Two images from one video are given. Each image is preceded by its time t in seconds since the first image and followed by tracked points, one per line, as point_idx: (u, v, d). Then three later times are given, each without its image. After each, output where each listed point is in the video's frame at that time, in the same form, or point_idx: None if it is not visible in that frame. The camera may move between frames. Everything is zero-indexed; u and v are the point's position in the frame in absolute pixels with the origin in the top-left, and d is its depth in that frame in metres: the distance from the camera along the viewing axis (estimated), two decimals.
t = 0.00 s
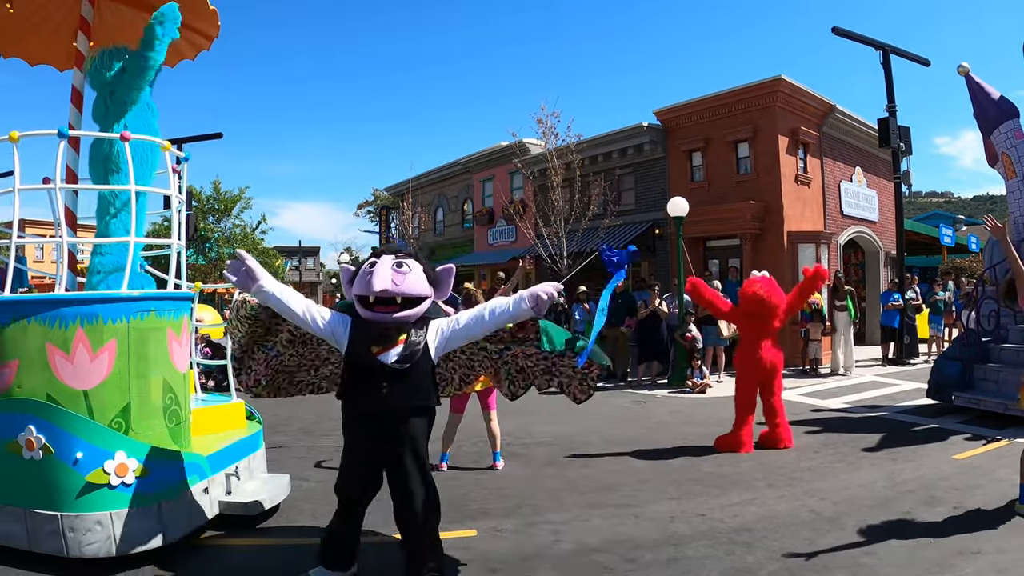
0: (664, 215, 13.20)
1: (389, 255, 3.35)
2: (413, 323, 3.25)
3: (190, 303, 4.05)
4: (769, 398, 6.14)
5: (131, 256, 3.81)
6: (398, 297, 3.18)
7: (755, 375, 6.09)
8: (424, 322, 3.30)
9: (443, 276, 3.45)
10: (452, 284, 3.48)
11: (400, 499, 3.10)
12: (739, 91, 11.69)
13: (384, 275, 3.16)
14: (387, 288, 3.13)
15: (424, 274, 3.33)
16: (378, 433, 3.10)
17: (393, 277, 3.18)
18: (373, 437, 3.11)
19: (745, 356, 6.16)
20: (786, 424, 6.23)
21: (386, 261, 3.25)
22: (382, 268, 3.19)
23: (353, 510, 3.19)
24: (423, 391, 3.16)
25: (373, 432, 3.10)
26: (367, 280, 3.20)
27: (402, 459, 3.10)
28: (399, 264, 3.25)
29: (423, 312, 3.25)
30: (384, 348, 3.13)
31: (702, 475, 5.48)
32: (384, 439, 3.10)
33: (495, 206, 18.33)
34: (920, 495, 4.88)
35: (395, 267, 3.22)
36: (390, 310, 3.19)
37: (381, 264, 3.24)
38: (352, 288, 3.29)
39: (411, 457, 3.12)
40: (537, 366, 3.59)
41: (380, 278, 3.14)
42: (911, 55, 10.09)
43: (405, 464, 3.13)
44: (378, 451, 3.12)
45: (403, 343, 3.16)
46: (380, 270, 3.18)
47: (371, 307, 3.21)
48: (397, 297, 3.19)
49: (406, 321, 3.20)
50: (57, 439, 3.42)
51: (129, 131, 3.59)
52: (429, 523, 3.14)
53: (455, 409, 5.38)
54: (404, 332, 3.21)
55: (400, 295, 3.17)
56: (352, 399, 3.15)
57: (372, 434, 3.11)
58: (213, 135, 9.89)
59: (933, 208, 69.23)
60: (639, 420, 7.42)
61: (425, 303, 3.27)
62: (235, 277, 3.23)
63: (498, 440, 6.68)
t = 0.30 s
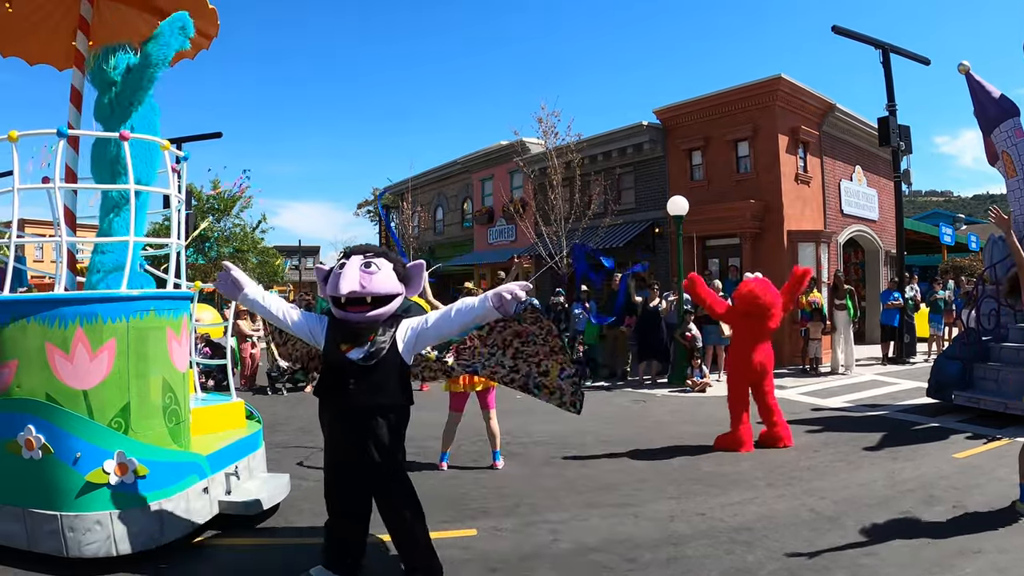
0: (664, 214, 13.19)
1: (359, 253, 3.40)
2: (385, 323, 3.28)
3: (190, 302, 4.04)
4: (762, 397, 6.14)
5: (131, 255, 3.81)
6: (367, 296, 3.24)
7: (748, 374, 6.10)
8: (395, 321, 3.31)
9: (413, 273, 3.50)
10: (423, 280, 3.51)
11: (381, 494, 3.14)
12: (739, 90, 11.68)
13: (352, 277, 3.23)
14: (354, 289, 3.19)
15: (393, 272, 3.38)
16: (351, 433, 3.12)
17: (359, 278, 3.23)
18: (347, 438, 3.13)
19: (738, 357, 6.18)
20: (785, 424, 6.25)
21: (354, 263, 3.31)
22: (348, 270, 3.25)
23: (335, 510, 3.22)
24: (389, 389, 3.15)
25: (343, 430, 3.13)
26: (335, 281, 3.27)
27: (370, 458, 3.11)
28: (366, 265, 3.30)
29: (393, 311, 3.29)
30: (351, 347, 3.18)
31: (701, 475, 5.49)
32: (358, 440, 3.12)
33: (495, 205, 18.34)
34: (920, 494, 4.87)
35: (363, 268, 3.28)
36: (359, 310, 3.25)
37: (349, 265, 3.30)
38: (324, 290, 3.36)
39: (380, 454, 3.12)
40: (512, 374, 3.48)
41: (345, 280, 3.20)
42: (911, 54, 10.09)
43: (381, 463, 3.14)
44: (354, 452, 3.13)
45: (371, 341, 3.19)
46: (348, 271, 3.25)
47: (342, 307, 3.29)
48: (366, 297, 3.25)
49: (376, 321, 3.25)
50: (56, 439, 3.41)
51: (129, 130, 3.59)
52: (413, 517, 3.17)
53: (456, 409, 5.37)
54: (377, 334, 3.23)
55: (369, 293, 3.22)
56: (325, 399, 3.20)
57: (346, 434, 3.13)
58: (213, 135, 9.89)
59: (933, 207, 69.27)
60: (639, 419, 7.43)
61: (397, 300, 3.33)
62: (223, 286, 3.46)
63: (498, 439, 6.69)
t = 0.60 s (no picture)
0: (666, 211, 13.18)
1: (346, 247, 3.39)
2: (375, 317, 3.27)
3: (191, 299, 4.04)
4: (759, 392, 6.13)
5: (133, 251, 3.80)
6: (355, 290, 3.23)
7: (741, 371, 6.11)
8: (388, 316, 3.32)
9: (402, 264, 3.48)
10: (413, 272, 3.49)
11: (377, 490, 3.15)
12: (742, 87, 11.67)
13: (338, 271, 3.23)
14: (341, 283, 3.20)
15: (381, 264, 3.37)
16: (347, 430, 3.13)
17: (345, 272, 3.23)
18: (342, 435, 3.14)
19: (728, 354, 6.22)
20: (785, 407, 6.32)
21: (340, 257, 3.31)
22: (334, 265, 3.25)
23: (332, 508, 3.22)
24: (382, 384, 3.16)
25: (338, 427, 3.14)
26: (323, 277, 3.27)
27: (365, 453, 3.12)
28: (353, 259, 3.30)
29: (382, 304, 3.28)
30: (343, 343, 3.18)
31: (702, 472, 5.48)
32: (353, 436, 3.12)
33: (497, 202, 18.34)
34: (922, 493, 4.87)
35: (348, 262, 3.27)
36: (347, 305, 3.25)
37: (335, 260, 3.30)
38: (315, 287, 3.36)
39: (375, 448, 3.13)
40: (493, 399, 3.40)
41: (331, 275, 3.20)
42: (914, 52, 10.07)
43: (377, 459, 3.15)
44: (349, 449, 3.13)
45: (363, 336, 3.19)
46: (333, 266, 3.25)
47: (332, 303, 3.29)
48: (355, 290, 3.24)
49: (367, 314, 3.25)
50: (58, 435, 3.42)
51: (130, 126, 3.58)
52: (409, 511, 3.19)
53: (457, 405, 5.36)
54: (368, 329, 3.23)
55: (355, 287, 3.21)
56: (319, 397, 3.21)
57: (341, 431, 3.14)
58: (215, 131, 9.88)
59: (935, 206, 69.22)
60: (640, 416, 7.43)
61: (386, 293, 3.32)
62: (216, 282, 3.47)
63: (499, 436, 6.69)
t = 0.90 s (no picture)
0: (673, 211, 13.16)
1: (355, 247, 3.39)
2: (384, 318, 3.26)
3: (198, 300, 4.04)
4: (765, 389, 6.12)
5: (140, 253, 3.81)
6: (364, 290, 3.23)
7: (747, 369, 6.10)
8: (395, 316, 3.31)
9: (411, 265, 3.48)
10: (421, 272, 3.49)
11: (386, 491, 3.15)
12: (748, 87, 11.66)
13: (347, 271, 3.23)
14: (351, 283, 3.19)
15: (390, 264, 3.37)
16: (356, 432, 3.13)
17: (355, 272, 3.23)
18: (352, 437, 3.13)
19: (731, 352, 6.22)
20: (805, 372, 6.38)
21: (349, 258, 3.31)
22: (345, 265, 3.25)
23: (341, 509, 3.22)
24: (391, 385, 3.16)
25: (347, 428, 3.14)
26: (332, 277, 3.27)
27: (375, 454, 3.12)
28: (362, 259, 3.30)
29: (391, 304, 3.28)
30: (352, 344, 3.17)
31: (710, 473, 5.47)
32: (362, 438, 3.12)
33: (504, 203, 18.35)
34: (931, 493, 4.84)
35: (357, 262, 3.27)
36: (357, 305, 3.24)
37: (344, 260, 3.30)
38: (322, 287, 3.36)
39: (385, 449, 3.13)
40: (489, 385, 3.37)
41: (341, 275, 3.20)
42: (921, 50, 10.03)
43: (386, 460, 3.15)
44: (358, 450, 3.13)
45: (372, 337, 3.18)
46: (342, 266, 3.25)
47: (341, 303, 3.28)
48: (364, 291, 3.24)
49: (375, 315, 3.25)
50: (65, 436, 3.42)
51: (137, 128, 3.59)
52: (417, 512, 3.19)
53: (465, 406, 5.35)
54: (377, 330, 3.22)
55: (366, 288, 3.21)
56: (328, 398, 3.20)
57: (350, 433, 3.13)
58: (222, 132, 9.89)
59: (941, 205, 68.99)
60: (648, 416, 7.42)
61: (394, 293, 3.32)
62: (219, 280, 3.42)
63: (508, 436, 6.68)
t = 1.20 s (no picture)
0: (687, 213, 13.14)
1: (371, 250, 3.38)
2: (399, 321, 3.25)
3: (213, 304, 4.05)
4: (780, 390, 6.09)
5: (154, 256, 3.83)
6: (380, 293, 3.23)
7: (762, 369, 6.07)
8: (411, 319, 3.31)
9: (427, 269, 3.48)
10: (437, 276, 3.48)
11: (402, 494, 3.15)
12: (760, 87, 11.63)
13: (363, 274, 3.22)
14: (367, 285, 3.19)
15: (406, 267, 3.37)
16: (372, 436, 3.12)
17: (371, 275, 3.22)
18: (367, 441, 3.13)
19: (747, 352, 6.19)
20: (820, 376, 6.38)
21: (365, 260, 3.30)
22: (360, 268, 3.26)
23: (357, 512, 3.22)
24: (406, 389, 3.16)
25: (362, 433, 3.14)
26: (348, 279, 3.26)
27: (391, 457, 3.12)
28: (378, 261, 3.29)
29: (406, 307, 3.28)
30: (367, 348, 3.16)
31: (725, 474, 5.45)
32: (377, 442, 3.12)
33: (516, 205, 18.37)
34: (948, 495, 4.81)
35: (373, 264, 3.27)
36: (373, 308, 3.24)
37: (360, 263, 3.29)
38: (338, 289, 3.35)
39: (400, 453, 3.13)
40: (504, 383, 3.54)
41: (358, 277, 3.19)
42: (935, 49, 9.98)
43: (402, 463, 3.15)
44: (374, 454, 3.14)
45: (388, 340, 3.18)
46: (359, 268, 3.24)
47: (357, 306, 3.27)
48: (380, 293, 3.24)
49: (390, 318, 3.24)
50: (81, 439, 3.43)
51: (152, 133, 3.60)
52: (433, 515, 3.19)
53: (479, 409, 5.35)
54: (392, 333, 3.21)
55: (382, 290, 3.21)
56: (343, 402, 3.19)
57: (366, 437, 3.13)
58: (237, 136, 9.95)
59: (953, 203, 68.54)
60: (664, 418, 7.40)
61: (410, 296, 3.32)
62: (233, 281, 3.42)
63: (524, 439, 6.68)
